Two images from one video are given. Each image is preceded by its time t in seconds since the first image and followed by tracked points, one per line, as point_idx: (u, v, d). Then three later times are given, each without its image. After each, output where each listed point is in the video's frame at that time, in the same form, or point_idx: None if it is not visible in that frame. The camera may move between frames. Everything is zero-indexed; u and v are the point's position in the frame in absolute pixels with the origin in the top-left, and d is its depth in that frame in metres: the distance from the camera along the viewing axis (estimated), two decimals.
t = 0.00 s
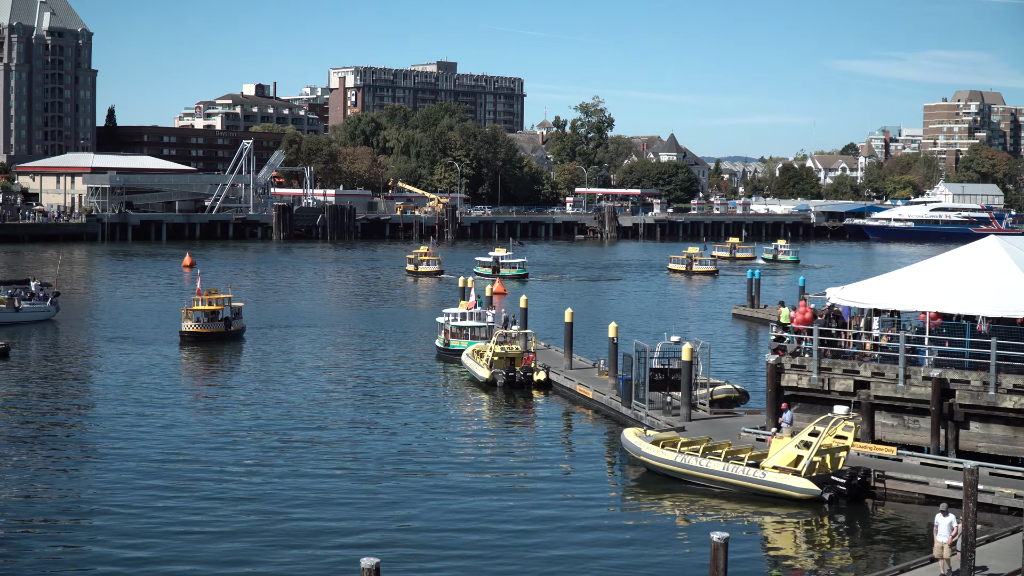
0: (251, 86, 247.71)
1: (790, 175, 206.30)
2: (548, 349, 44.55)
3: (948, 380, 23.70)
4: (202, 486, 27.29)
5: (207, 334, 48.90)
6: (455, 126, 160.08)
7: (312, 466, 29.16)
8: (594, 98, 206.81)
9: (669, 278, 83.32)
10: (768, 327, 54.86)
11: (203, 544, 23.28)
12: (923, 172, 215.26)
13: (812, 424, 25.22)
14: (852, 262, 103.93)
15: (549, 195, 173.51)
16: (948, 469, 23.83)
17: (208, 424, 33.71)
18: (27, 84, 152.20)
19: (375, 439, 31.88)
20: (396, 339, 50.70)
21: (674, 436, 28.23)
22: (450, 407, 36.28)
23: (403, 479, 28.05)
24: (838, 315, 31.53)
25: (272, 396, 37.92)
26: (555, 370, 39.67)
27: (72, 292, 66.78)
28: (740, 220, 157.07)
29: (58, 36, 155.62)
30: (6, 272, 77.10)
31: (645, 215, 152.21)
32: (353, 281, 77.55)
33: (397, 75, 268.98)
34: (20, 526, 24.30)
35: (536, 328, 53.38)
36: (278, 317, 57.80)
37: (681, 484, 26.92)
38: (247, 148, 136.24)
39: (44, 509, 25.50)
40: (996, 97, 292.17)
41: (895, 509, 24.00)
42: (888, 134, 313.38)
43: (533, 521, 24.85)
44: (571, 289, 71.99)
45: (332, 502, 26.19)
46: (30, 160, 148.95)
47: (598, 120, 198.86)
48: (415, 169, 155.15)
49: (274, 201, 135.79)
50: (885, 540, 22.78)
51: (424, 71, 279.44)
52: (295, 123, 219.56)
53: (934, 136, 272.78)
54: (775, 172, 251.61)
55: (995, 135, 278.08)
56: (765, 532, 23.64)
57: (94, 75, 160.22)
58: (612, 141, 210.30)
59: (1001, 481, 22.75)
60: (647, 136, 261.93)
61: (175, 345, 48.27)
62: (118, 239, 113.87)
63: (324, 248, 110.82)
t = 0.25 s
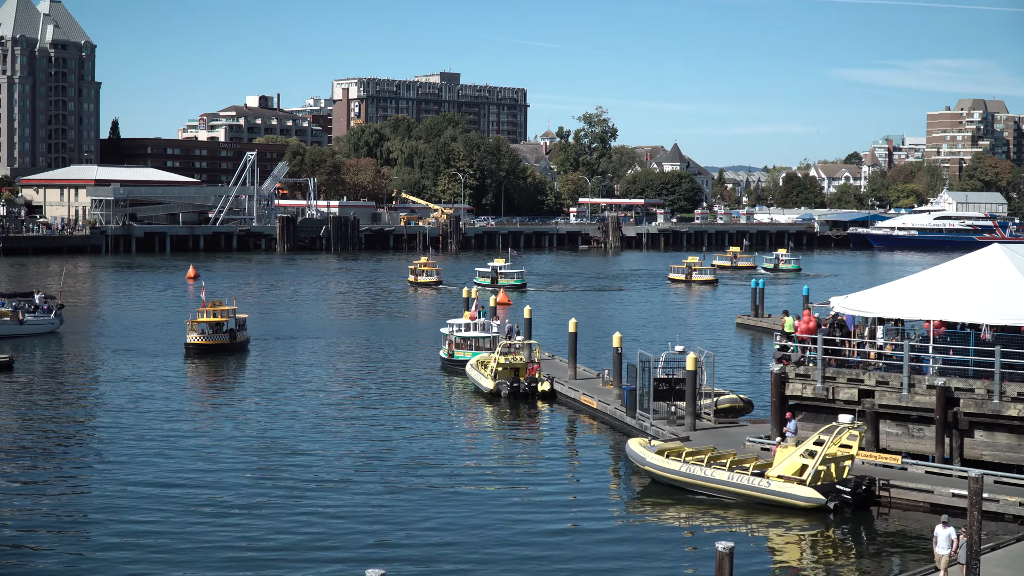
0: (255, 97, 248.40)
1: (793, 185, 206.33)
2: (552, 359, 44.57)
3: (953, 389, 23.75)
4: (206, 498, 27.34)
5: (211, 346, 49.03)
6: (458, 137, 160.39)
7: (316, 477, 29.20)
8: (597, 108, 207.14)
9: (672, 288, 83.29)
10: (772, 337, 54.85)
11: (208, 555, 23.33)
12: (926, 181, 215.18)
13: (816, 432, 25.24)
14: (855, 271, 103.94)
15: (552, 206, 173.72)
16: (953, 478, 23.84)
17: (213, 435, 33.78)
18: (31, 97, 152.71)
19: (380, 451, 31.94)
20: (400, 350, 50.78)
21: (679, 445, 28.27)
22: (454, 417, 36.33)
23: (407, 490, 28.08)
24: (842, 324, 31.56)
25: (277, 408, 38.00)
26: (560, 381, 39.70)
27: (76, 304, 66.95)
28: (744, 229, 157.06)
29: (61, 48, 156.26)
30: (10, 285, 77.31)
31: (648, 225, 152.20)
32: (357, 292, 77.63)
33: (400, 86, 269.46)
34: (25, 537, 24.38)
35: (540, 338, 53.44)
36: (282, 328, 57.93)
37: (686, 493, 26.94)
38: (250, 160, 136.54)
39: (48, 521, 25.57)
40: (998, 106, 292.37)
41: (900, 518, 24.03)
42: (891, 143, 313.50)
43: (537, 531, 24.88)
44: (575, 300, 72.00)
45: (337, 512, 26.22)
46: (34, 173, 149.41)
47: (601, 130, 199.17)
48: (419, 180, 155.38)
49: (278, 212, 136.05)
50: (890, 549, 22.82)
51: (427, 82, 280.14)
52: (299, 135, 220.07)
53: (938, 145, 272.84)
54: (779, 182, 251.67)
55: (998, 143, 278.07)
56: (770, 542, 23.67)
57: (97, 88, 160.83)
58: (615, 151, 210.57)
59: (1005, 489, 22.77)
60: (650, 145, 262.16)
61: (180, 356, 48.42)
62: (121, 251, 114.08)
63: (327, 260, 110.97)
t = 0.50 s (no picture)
0: (252, 112, 248.87)
1: (791, 194, 206.54)
2: (552, 371, 44.54)
3: (952, 395, 23.77)
4: (207, 513, 27.32)
5: (211, 361, 48.97)
6: (456, 150, 160.57)
7: (316, 492, 29.15)
8: (594, 119, 207.57)
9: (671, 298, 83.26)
10: (772, 346, 54.79)
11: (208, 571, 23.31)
12: (924, 187, 215.43)
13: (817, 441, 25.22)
14: (855, 279, 103.90)
15: (551, 217, 173.85)
16: (954, 484, 23.82)
17: (212, 451, 33.74)
18: (28, 114, 152.94)
19: (381, 464, 31.88)
20: (400, 364, 50.73)
21: (680, 455, 28.24)
22: (455, 430, 36.27)
23: (408, 503, 28.03)
24: (842, 332, 31.55)
25: (277, 423, 37.93)
26: (560, 392, 39.65)
27: (76, 322, 66.91)
28: (742, 238, 157.19)
29: (58, 65, 156.55)
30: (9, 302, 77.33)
31: (647, 235, 152.30)
32: (357, 305, 77.66)
33: (398, 100, 269.80)
34: (24, 555, 24.34)
35: (540, 350, 53.39)
36: (282, 343, 57.91)
37: (687, 503, 26.92)
38: (248, 174, 136.61)
39: (48, 539, 25.52)
40: (995, 111, 292.82)
41: (902, 525, 24.00)
42: (888, 150, 313.98)
43: (538, 543, 24.83)
44: (574, 310, 72.03)
45: (337, 527, 26.16)
46: (32, 190, 149.55)
47: (598, 141, 199.44)
48: (417, 193, 155.55)
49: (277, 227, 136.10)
50: (893, 556, 22.82)
51: (424, 95, 280.76)
52: (296, 149, 220.31)
53: (935, 151, 273.22)
54: (776, 190, 252.00)
55: (995, 149, 278.53)
56: (771, 550, 23.68)
57: (94, 105, 161.20)
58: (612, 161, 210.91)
59: (1007, 495, 22.76)
60: (648, 155, 262.50)
61: (180, 373, 48.37)
62: (120, 268, 114.02)
63: (326, 274, 110.96)
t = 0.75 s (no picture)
0: (249, 122, 249.13)
1: (787, 205, 206.81)
2: (548, 381, 44.51)
3: (949, 407, 23.74)
4: (201, 523, 27.21)
5: (208, 370, 48.89)
6: (453, 160, 160.79)
7: (311, 502, 29.04)
8: (591, 130, 207.94)
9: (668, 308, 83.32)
10: (769, 356, 54.79)
11: None
12: (921, 199, 215.89)
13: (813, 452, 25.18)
14: (851, 290, 103.94)
15: (547, 227, 174.04)
16: (950, 495, 23.79)
17: (208, 461, 33.64)
18: (25, 124, 152.95)
19: (377, 474, 31.82)
20: (397, 374, 50.68)
21: (676, 466, 28.20)
22: (451, 440, 36.19)
23: (404, 514, 27.94)
24: (839, 342, 31.55)
25: (274, 432, 37.85)
26: (556, 402, 39.61)
27: (73, 331, 66.84)
28: (739, 249, 157.39)
29: (55, 75, 156.69)
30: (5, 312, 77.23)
31: (643, 246, 152.45)
32: (354, 315, 77.62)
33: (395, 110, 270.03)
34: (18, 564, 24.23)
35: (537, 360, 53.36)
36: (278, 352, 57.84)
37: (683, 514, 26.88)
38: (245, 184, 136.69)
39: (43, 548, 25.43)
40: (992, 122, 293.54)
41: (898, 537, 23.97)
42: (885, 161, 314.59)
43: (534, 553, 24.76)
44: (571, 321, 71.95)
45: (333, 538, 26.05)
46: (29, 199, 149.49)
47: (595, 151, 199.72)
48: (414, 203, 155.68)
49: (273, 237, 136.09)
50: (888, 569, 22.80)
51: (421, 105, 281.25)
52: (293, 159, 220.46)
53: (932, 163, 273.80)
54: (773, 202, 252.40)
55: (992, 160, 279.19)
56: (767, 562, 23.65)
57: (91, 114, 161.36)
58: (609, 172, 211.27)
59: (1003, 506, 22.71)
60: (645, 166, 262.88)
61: (177, 382, 48.32)
62: (116, 277, 113.88)
63: (323, 284, 110.86)
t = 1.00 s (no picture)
0: (244, 133, 249.27)
1: (782, 213, 207.16)
2: (544, 390, 44.53)
3: (944, 414, 23.80)
4: (198, 534, 27.14)
5: (204, 382, 48.85)
6: (448, 170, 160.90)
7: (308, 512, 28.98)
8: (586, 140, 208.32)
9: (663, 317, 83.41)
10: (764, 365, 54.86)
11: None
12: (916, 206, 216.33)
13: (808, 460, 25.22)
14: (846, 297, 104.20)
15: (542, 237, 174.21)
16: (945, 502, 23.83)
17: (204, 472, 33.57)
18: (19, 136, 152.90)
19: (374, 484, 31.81)
20: (393, 384, 50.67)
21: (672, 474, 28.24)
22: (448, 450, 36.17)
23: (401, 524, 27.90)
24: (833, 350, 31.62)
25: (270, 443, 37.83)
26: (552, 412, 39.62)
27: (68, 343, 66.81)
28: (735, 257, 157.55)
29: (49, 86, 156.81)
30: None
31: (638, 255, 152.60)
32: (349, 326, 77.58)
33: (389, 120, 270.15)
34: None
35: (532, 369, 53.35)
36: (274, 363, 57.78)
37: (680, 523, 26.89)
38: (240, 195, 136.73)
39: (39, 560, 25.34)
40: (985, 130, 294.51)
41: (893, 544, 24.04)
42: (880, 169, 315.37)
43: (531, 563, 24.74)
44: (566, 330, 71.98)
45: (330, 548, 26.00)
46: (24, 211, 149.35)
47: (590, 161, 200.08)
48: (409, 214, 155.90)
49: (268, 248, 136.09)
50: None
51: (415, 115, 281.64)
52: (288, 169, 220.49)
53: (926, 170, 274.48)
54: (767, 210, 252.92)
55: (986, 167, 280.01)
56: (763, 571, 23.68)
57: (86, 126, 161.40)
58: (604, 182, 211.59)
59: (998, 513, 22.76)
60: (640, 175, 263.28)
61: (173, 393, 48.25)
62: (111, 289, 113.73)
63: (318, 294, 110.85)
